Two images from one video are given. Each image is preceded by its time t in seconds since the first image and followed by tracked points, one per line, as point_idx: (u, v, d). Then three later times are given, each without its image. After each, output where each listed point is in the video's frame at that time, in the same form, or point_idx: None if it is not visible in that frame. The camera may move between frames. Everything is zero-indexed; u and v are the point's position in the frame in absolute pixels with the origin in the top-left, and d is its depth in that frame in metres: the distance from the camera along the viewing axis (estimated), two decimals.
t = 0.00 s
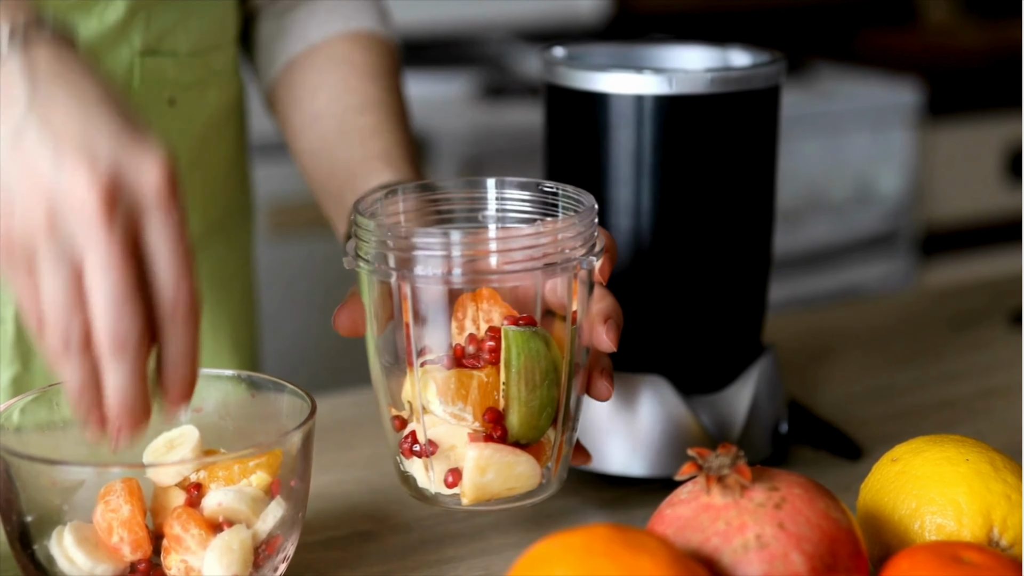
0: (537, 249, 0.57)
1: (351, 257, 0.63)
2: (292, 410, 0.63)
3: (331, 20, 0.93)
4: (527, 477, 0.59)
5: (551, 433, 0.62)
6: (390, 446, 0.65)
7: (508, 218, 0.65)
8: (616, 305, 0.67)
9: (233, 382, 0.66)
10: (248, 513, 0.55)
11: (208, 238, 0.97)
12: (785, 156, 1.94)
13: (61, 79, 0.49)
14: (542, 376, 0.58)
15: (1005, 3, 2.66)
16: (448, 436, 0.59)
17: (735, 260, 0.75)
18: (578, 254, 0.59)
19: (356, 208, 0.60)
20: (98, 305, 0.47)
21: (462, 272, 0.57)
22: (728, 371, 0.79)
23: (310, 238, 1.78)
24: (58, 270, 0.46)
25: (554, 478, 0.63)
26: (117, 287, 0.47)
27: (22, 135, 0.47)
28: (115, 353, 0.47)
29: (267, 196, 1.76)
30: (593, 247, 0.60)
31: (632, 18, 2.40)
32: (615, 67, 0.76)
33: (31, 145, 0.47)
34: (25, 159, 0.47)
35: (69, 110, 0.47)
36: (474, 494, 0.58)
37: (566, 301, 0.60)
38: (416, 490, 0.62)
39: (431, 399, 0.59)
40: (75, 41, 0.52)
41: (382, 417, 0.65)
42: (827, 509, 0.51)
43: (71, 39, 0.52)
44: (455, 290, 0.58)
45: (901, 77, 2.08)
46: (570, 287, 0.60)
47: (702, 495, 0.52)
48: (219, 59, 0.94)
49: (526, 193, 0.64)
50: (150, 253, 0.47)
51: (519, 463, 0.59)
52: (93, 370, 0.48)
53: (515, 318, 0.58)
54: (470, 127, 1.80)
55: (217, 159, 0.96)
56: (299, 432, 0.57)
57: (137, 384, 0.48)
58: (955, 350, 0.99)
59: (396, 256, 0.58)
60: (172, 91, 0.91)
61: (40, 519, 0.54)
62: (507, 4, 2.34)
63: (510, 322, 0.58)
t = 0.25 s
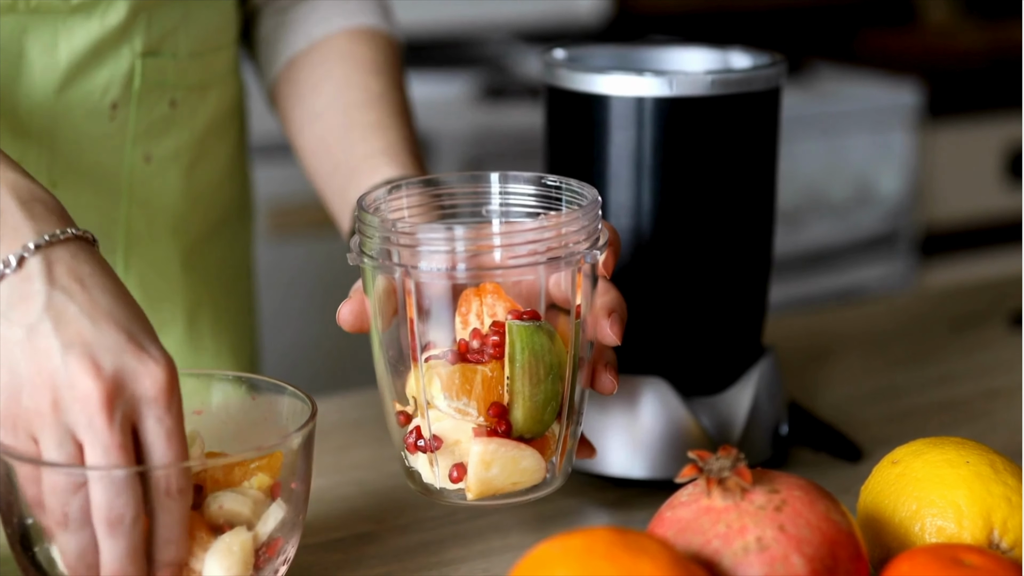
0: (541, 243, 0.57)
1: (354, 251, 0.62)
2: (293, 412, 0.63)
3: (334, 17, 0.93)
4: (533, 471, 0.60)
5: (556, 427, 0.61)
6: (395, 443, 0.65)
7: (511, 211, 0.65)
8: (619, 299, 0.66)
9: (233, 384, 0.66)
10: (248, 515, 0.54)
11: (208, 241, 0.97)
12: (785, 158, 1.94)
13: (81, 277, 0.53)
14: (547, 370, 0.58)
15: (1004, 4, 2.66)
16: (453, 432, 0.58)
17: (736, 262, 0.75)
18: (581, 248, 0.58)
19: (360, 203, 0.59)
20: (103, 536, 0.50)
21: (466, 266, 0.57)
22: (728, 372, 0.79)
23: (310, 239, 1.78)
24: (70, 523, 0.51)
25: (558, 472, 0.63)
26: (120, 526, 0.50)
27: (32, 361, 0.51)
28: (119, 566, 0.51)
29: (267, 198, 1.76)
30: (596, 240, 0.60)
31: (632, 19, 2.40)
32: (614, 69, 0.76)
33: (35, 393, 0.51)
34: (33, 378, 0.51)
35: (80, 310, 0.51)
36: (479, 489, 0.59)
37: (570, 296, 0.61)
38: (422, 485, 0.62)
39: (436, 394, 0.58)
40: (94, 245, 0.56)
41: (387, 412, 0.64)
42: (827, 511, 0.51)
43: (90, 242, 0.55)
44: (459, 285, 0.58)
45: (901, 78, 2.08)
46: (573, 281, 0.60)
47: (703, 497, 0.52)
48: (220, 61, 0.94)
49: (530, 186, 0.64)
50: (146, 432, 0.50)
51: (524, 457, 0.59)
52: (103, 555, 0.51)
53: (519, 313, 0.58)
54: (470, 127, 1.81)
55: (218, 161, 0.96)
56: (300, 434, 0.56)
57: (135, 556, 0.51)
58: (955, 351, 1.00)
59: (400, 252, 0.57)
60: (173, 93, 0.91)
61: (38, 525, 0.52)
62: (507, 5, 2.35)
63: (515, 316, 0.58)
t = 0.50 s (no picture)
0: (539, 249, 0.57)
1: (353, 258, 0.62)
2: (293, 414, 0.63)
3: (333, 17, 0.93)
4: (529, 476, 0.59)
5: (555, 432, 0.61)
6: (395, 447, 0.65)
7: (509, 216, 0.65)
8: (618, 304, 0.66)
9: (232, 387, 0.66)
10: (248, 518, 0.55)
11: (207, 243, 0.97)
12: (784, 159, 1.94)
13: (104, 303, 0.52)
14: (544, 375, 0.58)
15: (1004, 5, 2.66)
16: (451, 437, 0.58)
17: (735, 264, 0.75)
18: (579, 253, 0.58)
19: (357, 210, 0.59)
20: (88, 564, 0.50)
21: (463, 271, 0.57)
22: (728, 375, 0.79)
23: (310, 241, 1.78)
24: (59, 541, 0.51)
25: (557, 476, 0.63)
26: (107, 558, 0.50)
27: (42, 377, 0.50)
28: None
29: (267, 199, 1.76)
30: (594, 245, 0.60)
31: (631, 20, 2.41)
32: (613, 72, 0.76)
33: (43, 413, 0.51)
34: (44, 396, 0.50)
35: (99, 337, 0.51)
36: (476, 494, 0.58)
37: (567, 300, 0.61)
38: (419, 490, 0.63)
39: (434, 399, 0.59)
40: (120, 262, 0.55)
41: (385, 416, 0.64)
42: (827, 514, 0.51)
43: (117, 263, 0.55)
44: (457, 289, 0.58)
45: (900, 79, 2.08)
46: (571, 286, 0.60)
47: (702, 500, 0.52)
48: (218, 63, 0.94)
49: (528, 191, 0.64)
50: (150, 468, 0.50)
51: (522, 463, 0.59)
52: None
53: (517, 317, 0.58)
54: (470, 128, 1.81)
55: (217, 163, 0.96)
56: (299, 437, 0.56)
57: None
58: (954, 353, 1.00)
59: (398, 258, 0.57)
60: (172, 95, 0.91)
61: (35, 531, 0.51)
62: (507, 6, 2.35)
63: (513, 321, 0.58)
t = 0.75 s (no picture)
0: (539, 255, 0.57)
1: (353, 263, 0.62)
2: (295, 418, 0.63)
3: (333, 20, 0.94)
4: (530, 481, 0.59)
5: (555, 437, 0.61)
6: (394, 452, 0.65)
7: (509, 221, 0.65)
8: (617, 309, 0.66)
9: (233, 391, 0.66)
10: (249, 522, 0.55)
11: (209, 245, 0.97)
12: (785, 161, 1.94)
13: (123, 332, 0.53)
14: (545, 381, 0.58)
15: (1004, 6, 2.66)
16: (452, 442, 0.58)
17: (736, 267, 0.75)
18: (580, 260, 0.58)
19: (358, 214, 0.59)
20: None
21: (464, 277, 0.57)
22: (728, 378, 0.79)
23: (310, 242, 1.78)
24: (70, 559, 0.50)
25: (557, 482, 0.63)
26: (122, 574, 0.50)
27: (63, 395, 0.50)
28: None
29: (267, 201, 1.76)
30: (595, 252, 0.60)
31: (631, 22, 2.41)
32: (614, 75, 0.76)
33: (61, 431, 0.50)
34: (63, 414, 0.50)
35: (122, 360, 0.51)
36: (477, 500, 0.59)
37: (568, 306, 0.61)
38: (419, 495, 0.63)
39: (435, 405, 0.58)
40: (136, 304, 0.56)
41: (384, 420, 0.64)
42: (827, 518, 0.51)
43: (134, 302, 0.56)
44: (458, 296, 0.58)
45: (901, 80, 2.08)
46: (571, 291, 0.60)
47: (703, 505, 0.53)
48: (219, 67, 0.94)
49: (529, 197, 0.64)
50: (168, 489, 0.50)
51: (523, 468, 0.59)
52: None
53: (518, 324, 0.58)
54: (470, 130, 1.81)
55: (218, 166, 0.96)
56: (300, 442, 0.56)
57: None
58: (955, 355, 1.00)
59: (399, 264, 0.57)
60: (174, 99, 0.91)
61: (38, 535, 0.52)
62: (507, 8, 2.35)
63: (513, 327, 0.58)
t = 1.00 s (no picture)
0: (539, 258, 0.57)
1: (353, 266, 0.62)
2: (294, 420, 0.63)
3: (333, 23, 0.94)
4: (529, 484, 0.59)
5: (554, 440, 0.62)
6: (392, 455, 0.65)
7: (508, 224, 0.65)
8: (617, 312, 0.66)
9: (233, 393, 0.66)
10: (249, 523, 0.55)
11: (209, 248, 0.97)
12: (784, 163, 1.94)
13: (118, 345, 0.53)
14: (544, 384, 0.58)
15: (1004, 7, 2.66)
16: (450, 445, 0.59)
17: (735, 270, 0.75)
18: (579, 262, 0.59)
19: (358, 217, 0.59)
20: None
21: (463, 280, 0.57)
22: (728, 380, 0.79)
23: (310, 244, 1.79)
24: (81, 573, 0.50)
25: (555, 484, 0.63)
26: None
27: (62, 411, 0.50)
28: None
29: (266, 203, 1.76)
30: (594, 255, 0.60)
31: (631, 23, 2.41)
32: (613, 78, 0.76)
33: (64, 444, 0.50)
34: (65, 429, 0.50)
35: (121, 370, 0.52)
36: (475, 502, 0.59)
37: (567, 309, 0.61)
38: (418, 497, 0.62)
39: (433, 407, 0.59)
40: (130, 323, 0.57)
41: (382, 423, 0.65)
42: (826, 521, 0.52)
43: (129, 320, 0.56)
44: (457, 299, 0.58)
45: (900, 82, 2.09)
46: (571, 294, 0.60)
47: (702, 507, 0.53)
48: (219, 70, 0.94)
49: (528, 200, 0.64)
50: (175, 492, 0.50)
51: (522, 471, 0.59)
52: None
53: (517, 326, 0.58)
54: (470, 132, 1.81)
55: (217, 169, 0.96)
56: (300, 444, 0.57)
57: None
58: (953, 358, 1.00)
59: (398, 266, 0.58)
60: (173, 102, 0.91)
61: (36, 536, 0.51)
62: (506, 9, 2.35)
63: (512, 329, 0.58)
